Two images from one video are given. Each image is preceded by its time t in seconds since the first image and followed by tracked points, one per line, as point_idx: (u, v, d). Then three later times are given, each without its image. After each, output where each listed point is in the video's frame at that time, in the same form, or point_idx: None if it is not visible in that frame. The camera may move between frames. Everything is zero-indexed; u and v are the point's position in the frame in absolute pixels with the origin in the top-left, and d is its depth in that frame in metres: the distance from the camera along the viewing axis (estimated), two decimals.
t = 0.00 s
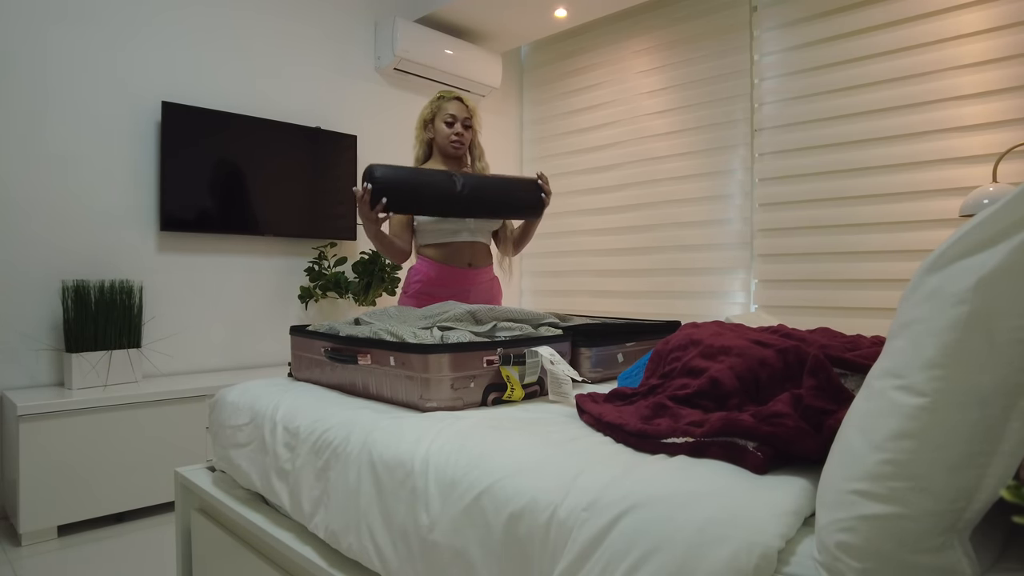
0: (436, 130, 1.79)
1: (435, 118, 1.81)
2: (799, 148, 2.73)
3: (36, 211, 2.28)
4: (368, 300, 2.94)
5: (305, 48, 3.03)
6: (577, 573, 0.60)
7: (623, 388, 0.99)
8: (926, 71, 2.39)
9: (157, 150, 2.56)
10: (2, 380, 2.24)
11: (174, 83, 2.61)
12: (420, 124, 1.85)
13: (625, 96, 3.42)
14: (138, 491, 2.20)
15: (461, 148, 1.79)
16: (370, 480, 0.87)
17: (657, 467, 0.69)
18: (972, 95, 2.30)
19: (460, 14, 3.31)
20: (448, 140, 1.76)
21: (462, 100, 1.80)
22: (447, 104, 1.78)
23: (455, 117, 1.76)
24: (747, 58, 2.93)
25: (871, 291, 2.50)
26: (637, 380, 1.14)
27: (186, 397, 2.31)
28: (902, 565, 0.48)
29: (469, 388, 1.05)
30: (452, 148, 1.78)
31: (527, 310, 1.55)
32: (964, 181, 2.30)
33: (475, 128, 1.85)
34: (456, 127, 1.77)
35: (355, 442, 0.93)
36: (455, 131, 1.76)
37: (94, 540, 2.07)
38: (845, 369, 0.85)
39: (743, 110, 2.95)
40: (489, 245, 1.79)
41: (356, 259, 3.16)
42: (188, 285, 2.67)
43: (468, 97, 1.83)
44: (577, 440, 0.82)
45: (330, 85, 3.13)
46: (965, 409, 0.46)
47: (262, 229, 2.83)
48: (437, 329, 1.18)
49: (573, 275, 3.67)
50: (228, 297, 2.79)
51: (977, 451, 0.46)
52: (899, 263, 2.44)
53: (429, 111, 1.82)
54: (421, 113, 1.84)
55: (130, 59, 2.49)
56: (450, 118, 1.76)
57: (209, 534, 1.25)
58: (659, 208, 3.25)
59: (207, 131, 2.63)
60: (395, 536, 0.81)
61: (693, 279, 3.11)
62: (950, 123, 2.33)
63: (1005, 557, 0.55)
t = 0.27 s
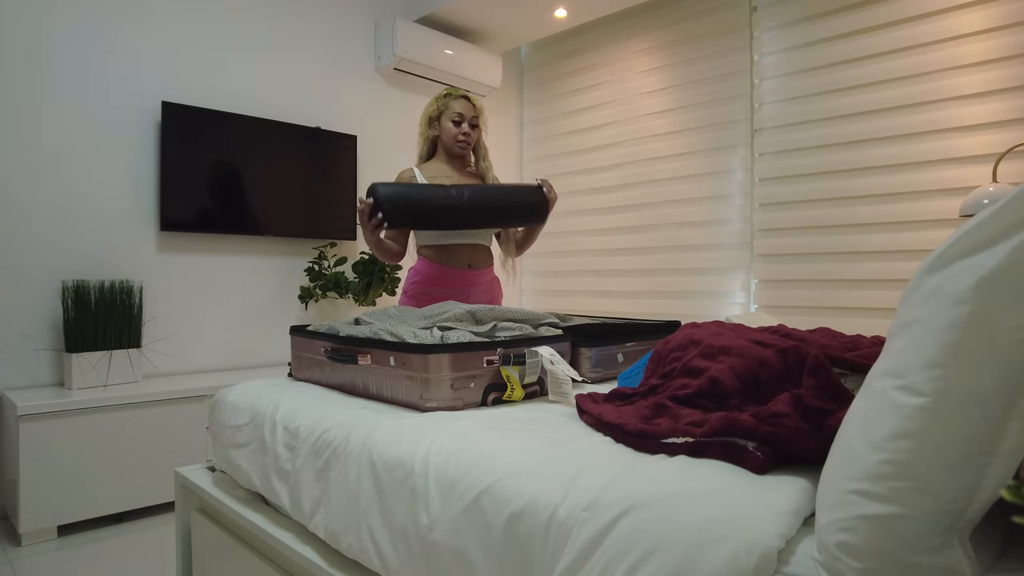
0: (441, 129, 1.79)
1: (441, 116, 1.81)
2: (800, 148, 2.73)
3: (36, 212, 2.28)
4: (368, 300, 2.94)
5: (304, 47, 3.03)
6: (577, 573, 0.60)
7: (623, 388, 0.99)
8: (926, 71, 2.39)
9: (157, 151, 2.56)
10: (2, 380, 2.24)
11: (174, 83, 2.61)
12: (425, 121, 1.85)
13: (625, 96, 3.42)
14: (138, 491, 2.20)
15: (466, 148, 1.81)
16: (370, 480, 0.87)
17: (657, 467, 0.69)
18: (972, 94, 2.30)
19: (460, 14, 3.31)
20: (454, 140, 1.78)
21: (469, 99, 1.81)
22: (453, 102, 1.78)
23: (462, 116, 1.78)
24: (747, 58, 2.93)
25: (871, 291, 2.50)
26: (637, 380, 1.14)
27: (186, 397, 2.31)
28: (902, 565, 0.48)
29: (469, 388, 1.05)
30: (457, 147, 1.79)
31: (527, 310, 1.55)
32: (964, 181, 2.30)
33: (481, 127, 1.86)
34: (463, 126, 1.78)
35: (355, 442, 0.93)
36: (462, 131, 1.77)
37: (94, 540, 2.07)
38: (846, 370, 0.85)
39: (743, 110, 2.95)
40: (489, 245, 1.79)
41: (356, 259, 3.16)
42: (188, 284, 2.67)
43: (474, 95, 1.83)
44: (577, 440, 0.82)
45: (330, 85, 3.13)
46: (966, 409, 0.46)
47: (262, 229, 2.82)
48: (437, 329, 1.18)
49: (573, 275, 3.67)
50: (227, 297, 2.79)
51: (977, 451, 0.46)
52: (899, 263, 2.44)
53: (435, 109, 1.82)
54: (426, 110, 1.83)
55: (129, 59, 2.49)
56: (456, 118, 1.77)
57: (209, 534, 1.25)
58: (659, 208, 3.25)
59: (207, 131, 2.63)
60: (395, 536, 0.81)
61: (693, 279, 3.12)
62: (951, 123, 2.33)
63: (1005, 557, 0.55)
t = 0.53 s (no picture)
0: (442, 130, 1.80)
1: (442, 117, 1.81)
2: (799, 148, 2.73)
3: (37, 212, 2.28)
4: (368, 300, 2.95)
5: (304, 47, 3.03)
6: (577, 573, 0.60)
7: (623, 388, 0.99)
8: (926, 71, 2.39)
9: (157, 151, 2.56)
10: (2, 380, 2.24)
11: (174, 83, 2.61)
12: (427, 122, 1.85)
13: (625, 96, 3.42)
14: (138, 491, 2.20)
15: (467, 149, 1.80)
16: (370, 480, 0.87)
17: (657, 467, 0.69)
18: (972, 94, 2.30)
19: (460, 14, 3.31)
20: (453, 140, 1.78)
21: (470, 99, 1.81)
22: (452, 102, 1.78)
23: (461, 116, 1.77)
24: (747, 58, 2.93)
25: (871, 291, 2.50)
26: (637, 380, 1.14)
27: (186, 397, 2.31)
28: (903, 565, 0.48)
29: (469, 388, 1.05)
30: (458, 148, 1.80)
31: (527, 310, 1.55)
32: (965, 181, 2.30)
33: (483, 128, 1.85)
34: (462, 127, 1.78)
35: (355, 442, 0.93)
36: (461, 131, 1.77)
37: (94, 540, 2.07)
38: (846, 370, 0.84)
39: (742, 110, 2.95)
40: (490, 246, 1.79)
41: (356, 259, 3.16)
42: (188, 285, 2.67)
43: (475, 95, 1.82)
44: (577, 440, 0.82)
45: (330, 85, 3.13)
46: (966, 409, 0.46)
47: (262, 229, 2.82)
48: (437, 329, 1.18)
49: (573, 275, 3.67)
50: (227, 297, 2.79)
51: (977, 451, 0.46)
52: (899, 263, 2.44)
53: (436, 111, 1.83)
54: (428, 112, 1.84)
55: (129, 59, 2.49)
56: (456, 118, 1.77)
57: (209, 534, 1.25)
58: (659, 208, 3.25)
59: (207, 131, 2.63)
60: (395, 536, 0.81)
61: (693, 279, 3.12)
62: (951, 123, 2.33)
63: (1005, 557, 0.55)
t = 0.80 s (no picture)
0: (447, 129, 1.80)
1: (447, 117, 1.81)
2: (799, 148, 2.73)
3: (37, 211, 2.28)
4: (368, 300, 2.95)
5: (305, 47, 3.03)
6: (577, 573, 0.60)
7: (623, 388, 0.99)
8: (926, 71, 2.39)
9: (157, 150, 2.56)
10: (2, 380, 2.24)
11: (174, 83, 2.61)
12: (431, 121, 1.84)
13: (626, 96, 3.42)
14: (138, 491, 2.20)
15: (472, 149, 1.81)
16: (370, 480, 0.87)
17: (657, 467, 0.69)
18: (972, 94, 2.30)
19: (460, 14, 3.31)
20: (459, 140, 1.78)
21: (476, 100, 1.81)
22: (458, 102, 1.79)
23: (467, 116, 1.78)
24: (747, 58, 2.93)
25: (871, 291, 2.50)
26: (637, 380, 1.14)
27: (186, 397, 2.31)
28: (903, 565, 0.48)
29: (469, 388, 1.05)
30: (463, 148, 1.80)
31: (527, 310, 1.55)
32: (965, 181, 2.30)
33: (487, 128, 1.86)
34: (468, 127, 1.78)
35: (355, 442, 0.93)
36: (468, 131, 1.78)
37: (94, 540, 2.07)
38: (846, 370, 0.84)
39: (742, 110, 2.95)
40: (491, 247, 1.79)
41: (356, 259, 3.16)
42: (188, 285, 2.67)
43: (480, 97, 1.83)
44: (576, 440, 0.82)
45: (330, 85, 3.13)
46: (967, 409, 0.46)
47: (262, 229, 2.82)
48: (437, 329, 1.18)
49: (573, 275, 3.67)
50: (227, 297, 2.79)
51: (977, 451, 0.46)
52: (899, 263, 2.44)
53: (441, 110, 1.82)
54: (432, 110, 1.83)
55: (129, 58, 2.49)
56: (462, 118, 1.78)
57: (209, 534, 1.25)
58: (659, 208, 3.25)
59: (206, 130, 2.63)
60: (395, 536, 0.81)
61: (692, 279, 3.12)
62: (951, 123, 2.33)
63: (1005, 557, 0.55)
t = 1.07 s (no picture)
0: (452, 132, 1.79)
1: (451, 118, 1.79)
2: (799, 148, 2.73)
3: (37, 211, 2.28)
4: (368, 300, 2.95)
5: (305, 47, 3.03)
6: (577, 573, 0.60)
7: (623, 387, 0.99)
8: (926, 71, 2.39)
9: (157, 150, 2.56)
10: (2, 380, 2.24)
11: (174, 83, 2.61)
12: (435, 121, 1.81)
13: (626, 96, 3.42)
14: (139, 491, 2.20)
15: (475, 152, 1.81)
16: (370, 480, 0.87)
17: (657, 467, 0.69)
18: (972, 94, 2.29)
19: (460, 14, 3.31)
20: (464, 144, 1.78)
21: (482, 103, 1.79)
22: (463, 105, 1.76)
23: (473, 121, 1.76)
24: (747, 58, 2.93)
25: (871, 291, 2.50)
26: (637, 380, 1.14)
27: (186, 397, 2.31)
28: (902, 564, 0.48)
29: (469, 388, 1.05)
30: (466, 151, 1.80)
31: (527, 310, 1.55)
32: (965, 181, 2.30)
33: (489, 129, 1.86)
34: (473, 131, 1.78)
35: (355, 442, 0.93)
36: (473, 136, 1.78)
37: (94, 540, 2.07)
38: (846, 370, 0.85)
39: (742, 110, 2.95)
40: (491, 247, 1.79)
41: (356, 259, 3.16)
42: (188, 285, 2.66)
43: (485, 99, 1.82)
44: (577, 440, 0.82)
45: (330, 85, 3.13)
46: (967, 409, 0.46)
47: (262, 229, 2.82)
48: (437, 329, 1.18)
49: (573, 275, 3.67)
50: (228, 297, 2.79)
51: (977, 451, 0.46)
52: (899, 263, 2.44)
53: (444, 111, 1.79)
54: (435, 111, 1.81)
55: (129, 58, 2.49)
56: (468, 123, 1.76)
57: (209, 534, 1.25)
58: (659, 208, 3.24)
59: (207, 130, 2.63)
60: (395, 536, 0.81)
61: (692, 279, 3.12)
62: (951, 123, 2.33)
63: (1005, 557, 0.55)
